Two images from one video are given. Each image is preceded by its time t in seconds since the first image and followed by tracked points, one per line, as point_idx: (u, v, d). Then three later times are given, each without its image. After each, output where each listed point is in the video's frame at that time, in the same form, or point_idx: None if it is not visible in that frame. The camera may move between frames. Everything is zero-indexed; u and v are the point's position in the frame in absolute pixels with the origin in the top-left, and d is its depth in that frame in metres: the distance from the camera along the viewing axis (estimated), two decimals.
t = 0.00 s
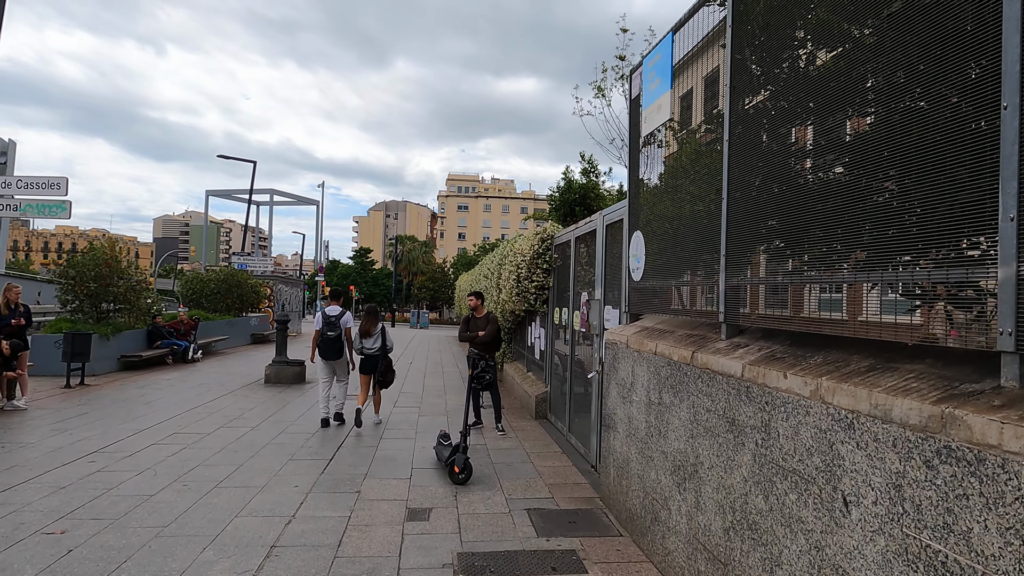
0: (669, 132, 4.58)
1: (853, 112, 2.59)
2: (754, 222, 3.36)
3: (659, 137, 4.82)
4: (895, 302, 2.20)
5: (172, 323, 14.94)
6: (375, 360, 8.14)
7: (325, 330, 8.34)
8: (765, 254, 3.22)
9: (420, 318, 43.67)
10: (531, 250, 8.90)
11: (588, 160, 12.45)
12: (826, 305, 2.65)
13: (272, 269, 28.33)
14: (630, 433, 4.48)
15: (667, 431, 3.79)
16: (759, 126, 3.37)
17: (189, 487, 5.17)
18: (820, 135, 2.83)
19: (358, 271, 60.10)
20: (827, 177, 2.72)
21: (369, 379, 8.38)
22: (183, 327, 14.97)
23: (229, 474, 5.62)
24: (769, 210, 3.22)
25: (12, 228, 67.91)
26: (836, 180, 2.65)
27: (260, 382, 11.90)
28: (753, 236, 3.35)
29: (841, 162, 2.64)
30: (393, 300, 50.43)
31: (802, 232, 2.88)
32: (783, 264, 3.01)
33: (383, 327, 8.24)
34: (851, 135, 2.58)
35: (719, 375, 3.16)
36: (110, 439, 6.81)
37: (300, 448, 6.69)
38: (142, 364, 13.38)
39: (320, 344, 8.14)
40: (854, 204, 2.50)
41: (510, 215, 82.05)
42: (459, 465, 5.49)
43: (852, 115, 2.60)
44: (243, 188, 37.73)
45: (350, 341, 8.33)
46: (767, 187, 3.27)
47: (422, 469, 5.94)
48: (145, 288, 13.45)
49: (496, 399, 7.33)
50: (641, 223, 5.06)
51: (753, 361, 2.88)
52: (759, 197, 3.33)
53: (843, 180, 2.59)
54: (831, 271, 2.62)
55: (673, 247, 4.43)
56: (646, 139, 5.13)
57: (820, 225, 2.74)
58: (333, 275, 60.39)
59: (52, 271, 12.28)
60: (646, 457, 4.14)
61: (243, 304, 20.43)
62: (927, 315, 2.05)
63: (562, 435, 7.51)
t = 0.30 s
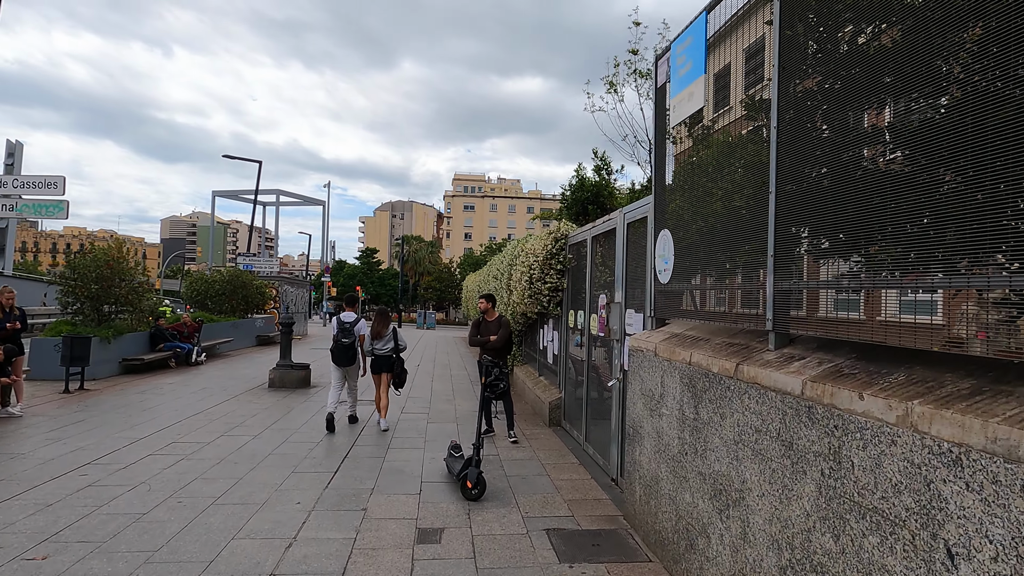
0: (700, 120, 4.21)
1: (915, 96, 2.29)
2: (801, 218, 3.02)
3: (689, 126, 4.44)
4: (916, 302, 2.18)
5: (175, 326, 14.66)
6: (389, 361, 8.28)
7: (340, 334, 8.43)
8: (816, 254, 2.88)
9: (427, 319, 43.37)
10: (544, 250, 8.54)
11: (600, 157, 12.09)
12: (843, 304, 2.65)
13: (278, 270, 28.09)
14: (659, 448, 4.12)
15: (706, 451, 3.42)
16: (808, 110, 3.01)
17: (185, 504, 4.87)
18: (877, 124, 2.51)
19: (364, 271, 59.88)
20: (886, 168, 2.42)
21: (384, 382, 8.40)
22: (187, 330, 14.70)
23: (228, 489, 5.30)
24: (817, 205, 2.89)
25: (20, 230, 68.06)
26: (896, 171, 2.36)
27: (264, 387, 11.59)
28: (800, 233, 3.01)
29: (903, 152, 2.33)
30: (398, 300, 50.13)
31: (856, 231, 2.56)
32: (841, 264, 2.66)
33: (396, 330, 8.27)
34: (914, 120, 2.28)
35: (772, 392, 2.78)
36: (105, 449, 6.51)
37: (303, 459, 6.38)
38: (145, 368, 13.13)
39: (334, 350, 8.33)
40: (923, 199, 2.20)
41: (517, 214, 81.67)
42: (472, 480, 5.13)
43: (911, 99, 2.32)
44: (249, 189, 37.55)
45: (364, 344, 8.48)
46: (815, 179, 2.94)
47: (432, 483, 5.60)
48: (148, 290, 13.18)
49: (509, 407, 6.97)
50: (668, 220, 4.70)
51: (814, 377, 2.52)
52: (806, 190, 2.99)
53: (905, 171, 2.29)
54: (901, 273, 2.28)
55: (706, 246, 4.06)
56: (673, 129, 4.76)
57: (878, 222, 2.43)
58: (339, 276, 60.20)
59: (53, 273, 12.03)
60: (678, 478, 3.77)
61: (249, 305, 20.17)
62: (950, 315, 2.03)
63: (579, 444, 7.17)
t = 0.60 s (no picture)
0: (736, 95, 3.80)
1: (1006, 50, 1.93)
2: (858, 196, 2.63)
3: (721, 101, 4.05)
4: (941, 300, 2.11)
5: (176, 325, 14.36)
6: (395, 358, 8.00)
7: (348, 329, 8.26)
8: (877, 239, 2.49)
9: (433, 318, 43.10)
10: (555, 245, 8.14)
11: (613, 150, 11.67)
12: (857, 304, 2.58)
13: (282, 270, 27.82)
14: (690, 458, 3.72)
15: (749, 463, 3.02)
16: (866, 72, 2.62)
17: (174, 516, 4.53)
18: (952, 88, 2.15)
19: (370, 270, 59.61)
20: (967, 134, 2.05)
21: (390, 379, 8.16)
22: (188, 329, 14.40)
23: (221, 497, 4.95)
24: (878, 181, 2.50)
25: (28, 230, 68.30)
26: (983, 137, 1.98)
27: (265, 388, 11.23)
28: (857, 215, 2.62)
29: (990, 118, 1.97)
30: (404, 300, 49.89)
31: (929, 208, 2.18)
32: (912, 247, 2.27)
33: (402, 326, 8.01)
34: (1005, 80, 1.92)
35: (836, 397, 2.38)
36: (94, 453, 6.18)
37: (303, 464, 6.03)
38: (145, 368, 12.83)
39: (343, 343, 8.22)
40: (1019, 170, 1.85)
41: (524, 214, 81.24)
42: (482, 489, 4.74)
43: (1000, 53, 1.95)
44: (254, 188, 37.36)
45: (375, 338, 8.28)
46: (875, 151, 2.54)
47: (440, 491, 5.22)
48: (148, 289, 12.87)
49: (520, 409, 6.58)
50: (697, 206, 4.29)
51: (893, 379, 2.11)
52: (865, 165, 2.59)
53: (992, 139, 1.93)
54: (991, 259, 1.91)
55: (742, 233, 3.66)
56: (702, 107, 4.36)
57: (958, 198, 2.07)
58: (345, 276, 59.98)
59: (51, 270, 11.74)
60: (714, 491, 3.37)
61: (253, 304, 19.88)
62: (977, 314, 1.95)
63: (594, 449, 6.77)
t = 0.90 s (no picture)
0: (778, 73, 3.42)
1: None
2: (943, 180, 2.21)
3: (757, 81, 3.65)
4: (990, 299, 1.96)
5: (175, 325, 14.02)
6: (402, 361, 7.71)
7: (353, 331, 7.98)
8: (964, 233, 2.11)
9: (436, 317, 42.76)
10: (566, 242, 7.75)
11: (624, 144, 11.27)
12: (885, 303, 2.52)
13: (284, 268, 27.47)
14: (728, 477, 3.33)
15: (805, 488, 2.63)
16: (953, 35, 2.21)
17: (159, 536, 4.16)
18: None
19: (374, 268, 59.27)
20: None
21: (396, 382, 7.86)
22: (187, 329, 14.07)
23: (211, 514, 4.59)
24: (973, 162, 2.08)
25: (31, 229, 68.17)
26: None
27: (265, 391, 10.89)
28: (939, 202, 2.21)
29: None
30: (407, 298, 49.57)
31: None
32: None
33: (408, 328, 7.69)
34: None
35: (925, 419, 1.99)
36: (80, 463, 5.83)
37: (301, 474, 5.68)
38: (143, 369, 12.50)
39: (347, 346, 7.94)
40: None
41: (527, 212, 80.79)
42: (494, 506, 4.37)
43: None
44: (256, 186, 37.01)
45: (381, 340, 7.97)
46: (966, 127, 2.12)
47: (447, 506, 4.85)
48: (145, 288, 12.53)
49: (531, 416, 6.21)
50: (729, 198, 3.90)
51: (1005, 401, 1.73)
52: (953, 144, 2.17)
53: None
54: None
55: (786, 227, 3.27)
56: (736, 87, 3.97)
57: None
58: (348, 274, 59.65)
59: (45, 269, 11.41)
60: (759, 517, 2.99)
61: (254, 303, 19.55)
62: None
63: (609, 457, 6.40)
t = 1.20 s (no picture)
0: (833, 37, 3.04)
1: None
2: None
3: (809, 49, 3.27)
4: None
5: (175, 325, 13.69)
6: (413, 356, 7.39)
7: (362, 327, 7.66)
8: None
9: (440, 317, 42.37)
10: (582, 236, 7.37)
11: (637, 137, 10.88)
12: (994, 301, 2.12)
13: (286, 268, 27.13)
14: (783, 494, 2.95)
15: (889, 512, 2.25)
16: None
17: (148, 555, 3.79)
18: None
19: (377, 268, 58.89)
20: None
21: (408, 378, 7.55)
22: (187, 329, 13.73)
23: (206, 528, 4.23)
24: None
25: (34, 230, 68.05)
26: None
27: (266, 393, 10.53)
28: None
29: None
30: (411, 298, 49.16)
31: None
32: None
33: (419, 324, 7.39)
34: None
35: None
36: (69, 471, 5.47)
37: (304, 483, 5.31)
38: (142, 370, 12.16)
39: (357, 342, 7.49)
40: None
41: (531, 211, 80.38)
42: (513, 520, 4.00)
43: None
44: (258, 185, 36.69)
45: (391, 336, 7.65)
46: None
47: (461, 519, 4.48)
48: (144, 287, 12.20)
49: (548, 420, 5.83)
50: (775, 182, 3.52)
51: None
52: None
53: None
54: None
55: (848, 211, 2.89)
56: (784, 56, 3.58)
57: None
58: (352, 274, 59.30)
59: (40, 267, 11.08)
60: (826, 541, 2.60)
61: (256, 303, 19.22)
62: None
63: (630, 463, 6.03)
